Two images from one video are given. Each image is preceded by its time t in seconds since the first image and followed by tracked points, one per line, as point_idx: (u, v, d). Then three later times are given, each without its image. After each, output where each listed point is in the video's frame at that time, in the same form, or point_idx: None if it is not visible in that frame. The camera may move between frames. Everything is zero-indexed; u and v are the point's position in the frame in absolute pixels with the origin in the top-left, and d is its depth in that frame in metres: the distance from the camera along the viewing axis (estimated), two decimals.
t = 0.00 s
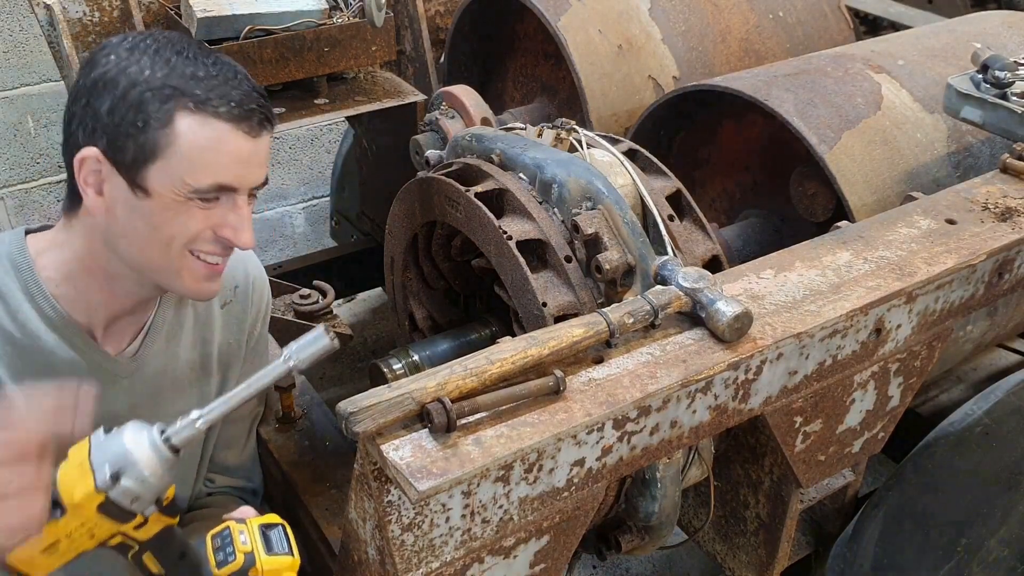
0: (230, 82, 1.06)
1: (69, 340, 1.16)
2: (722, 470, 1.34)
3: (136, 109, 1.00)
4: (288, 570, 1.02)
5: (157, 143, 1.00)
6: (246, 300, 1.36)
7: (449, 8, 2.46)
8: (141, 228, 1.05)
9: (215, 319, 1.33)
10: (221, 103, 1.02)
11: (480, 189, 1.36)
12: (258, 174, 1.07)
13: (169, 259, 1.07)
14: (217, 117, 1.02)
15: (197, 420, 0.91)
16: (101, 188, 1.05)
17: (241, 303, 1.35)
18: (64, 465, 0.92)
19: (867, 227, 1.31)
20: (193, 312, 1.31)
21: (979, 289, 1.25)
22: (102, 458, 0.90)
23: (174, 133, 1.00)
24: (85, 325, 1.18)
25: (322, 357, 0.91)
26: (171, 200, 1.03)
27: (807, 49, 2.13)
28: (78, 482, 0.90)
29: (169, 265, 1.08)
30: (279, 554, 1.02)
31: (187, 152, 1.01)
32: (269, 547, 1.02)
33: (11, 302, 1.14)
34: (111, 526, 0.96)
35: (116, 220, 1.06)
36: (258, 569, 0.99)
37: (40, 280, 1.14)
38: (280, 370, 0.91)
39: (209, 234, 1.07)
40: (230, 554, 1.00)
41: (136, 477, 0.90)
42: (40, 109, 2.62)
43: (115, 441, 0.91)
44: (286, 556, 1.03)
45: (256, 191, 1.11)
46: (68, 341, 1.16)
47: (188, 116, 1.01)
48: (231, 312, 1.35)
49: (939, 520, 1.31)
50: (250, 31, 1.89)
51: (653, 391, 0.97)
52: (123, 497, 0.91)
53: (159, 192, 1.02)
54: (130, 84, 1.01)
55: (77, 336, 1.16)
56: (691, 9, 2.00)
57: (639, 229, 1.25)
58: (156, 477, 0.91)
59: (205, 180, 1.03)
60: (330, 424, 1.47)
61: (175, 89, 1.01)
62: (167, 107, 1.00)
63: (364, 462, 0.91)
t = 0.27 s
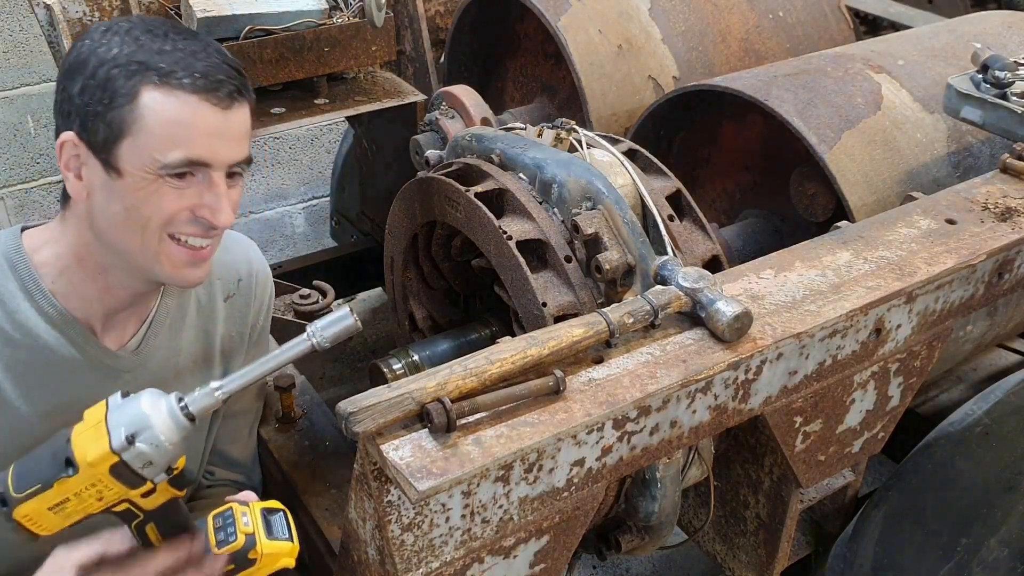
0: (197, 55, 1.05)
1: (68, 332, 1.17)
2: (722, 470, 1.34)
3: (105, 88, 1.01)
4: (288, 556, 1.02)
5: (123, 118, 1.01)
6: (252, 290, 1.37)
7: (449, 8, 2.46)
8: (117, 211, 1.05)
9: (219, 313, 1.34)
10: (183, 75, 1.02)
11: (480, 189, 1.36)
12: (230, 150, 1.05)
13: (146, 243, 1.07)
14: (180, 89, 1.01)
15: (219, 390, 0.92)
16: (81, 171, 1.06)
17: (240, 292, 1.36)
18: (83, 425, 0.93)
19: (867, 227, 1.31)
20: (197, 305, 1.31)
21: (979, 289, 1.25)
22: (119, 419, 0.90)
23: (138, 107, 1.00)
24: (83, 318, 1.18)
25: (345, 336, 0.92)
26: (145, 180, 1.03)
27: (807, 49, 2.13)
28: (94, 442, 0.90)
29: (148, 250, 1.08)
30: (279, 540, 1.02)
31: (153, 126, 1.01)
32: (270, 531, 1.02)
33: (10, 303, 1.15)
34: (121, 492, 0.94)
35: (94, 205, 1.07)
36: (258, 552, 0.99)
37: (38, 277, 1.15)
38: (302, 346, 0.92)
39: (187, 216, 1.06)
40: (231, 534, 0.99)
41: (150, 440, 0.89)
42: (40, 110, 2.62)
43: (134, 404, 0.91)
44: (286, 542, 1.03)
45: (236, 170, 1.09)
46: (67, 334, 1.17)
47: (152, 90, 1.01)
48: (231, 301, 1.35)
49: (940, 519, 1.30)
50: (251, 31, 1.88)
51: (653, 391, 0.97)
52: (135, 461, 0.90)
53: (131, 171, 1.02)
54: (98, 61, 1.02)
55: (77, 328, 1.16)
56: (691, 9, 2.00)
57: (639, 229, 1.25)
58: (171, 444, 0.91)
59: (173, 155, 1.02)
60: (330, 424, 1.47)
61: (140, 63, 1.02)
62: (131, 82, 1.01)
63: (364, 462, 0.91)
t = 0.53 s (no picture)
0: (151, 49, 1.04)
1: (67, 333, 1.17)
2: (722, 470, 1.34)
3: (64, 92, 1.02)
4: (275, 554, 1.09)
5: (81, 119, 1.01)
6: (261, 293, 1.37)
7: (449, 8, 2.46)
8: (93, 217, 1.05)
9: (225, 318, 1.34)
10: (136, 71, 1.01)
11: (480, 189, 1.36)
12: (193, 141, 1.04)
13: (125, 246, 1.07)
14: (132, 86, 1.00)
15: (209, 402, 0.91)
16: (57, 181, 1.08)
17: (247, 296, 1.35)
18: (67, 440, 0.92)
19: (867, 226, 1.31)
20: (201, 308, 1.31)
21: (979, 289, 1.25)
22: (106, 436, 0.89)
23: (93, 108, 1.00)
24: (82, 320, 1.18)
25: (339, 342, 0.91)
26: (110, 183, 1.02)
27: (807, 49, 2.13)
28: (82, 460, 0.89)
29: (128, 252, 1.07)
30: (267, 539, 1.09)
31: (111, 125, 1.00)
32: (258, 531, 1.09)
33: (10, 303, 1.16)
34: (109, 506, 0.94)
35: (74, 214, 1.07)
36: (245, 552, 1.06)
37: (39, 280, 1.15)
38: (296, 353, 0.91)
39: (162, 216, 1.05)
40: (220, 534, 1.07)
41: (140, 455, 0.88)
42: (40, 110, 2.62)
43: (121, 418, 0.89)
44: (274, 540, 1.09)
45: (207, 163, 1.07)
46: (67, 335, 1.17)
47: (106, 89, 1.00)
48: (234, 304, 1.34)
49: (940, 519, 1.31)
50: (251, 31, 1.89)
51: (653, 391, 0.97)
52: (125, 476, 0.89)
53: (96, 175, 1.02)
54: (56, 67, 1.03)
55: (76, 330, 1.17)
56: (691, 9, 2.00)
57: (639, 229, 1.25)
58: (160, 457, 0.90)
59: (132, 152, 1.01)
60: (330, 424, 1.47)
61: (94, 63, 1.02)
62: (86, 83, 1.01)
63: (364, 462, 0.91)
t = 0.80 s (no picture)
0: (92, 79, 0.97)
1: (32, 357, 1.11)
2: (722, 470, 1.34)
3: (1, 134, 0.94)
4: (231, 530, 1.05)
5: (30, 165, 0.94)
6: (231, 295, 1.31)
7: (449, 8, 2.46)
8: (53, 253, 0.99)
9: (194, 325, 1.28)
10: (78, 107, 0.94)
11: (480, 189, 1.36)
12: (148, 170, 0.99)
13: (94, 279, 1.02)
14: (79, 125, 0.94)
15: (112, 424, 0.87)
16: (4, 220, 1.00)
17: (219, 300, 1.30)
18: None
19: (867, 226, 1.31)
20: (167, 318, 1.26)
21: (979, 289, 1.26)
22: (21, 487, 0.82)
23: (41, 152, 0.94)
24: (46, 342, 1.12)
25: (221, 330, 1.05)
26: (66, 220, 0.97)
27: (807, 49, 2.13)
28: (6, 525, 0.83)
29: (97, 284, 1.02)
30: (215, 517, 1.04)
31: (61, 167, 0.94)
32: (203, 513, 1.03)
33: None
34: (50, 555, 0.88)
35: (28, 250, 1.01)
36: (201, 540, 1.01)
37: None
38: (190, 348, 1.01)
39: (124, 245, 1.00)
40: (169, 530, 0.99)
41: (64, 500, 0.83)
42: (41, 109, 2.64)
43: (32, 463, 0.83)
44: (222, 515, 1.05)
45: (164, 184, 1.02)
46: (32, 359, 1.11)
47: (51, 130, 0.94)
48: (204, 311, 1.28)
49: (940, 519, 1.31)
50: (251, 31, 1.89)
51: (653, 391, 0.97)
52: (56, 525, 0.83)
53: (52, 216, 0.96)
54: None
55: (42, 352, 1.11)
56: (691, 9, 2.00)
57: (639, 229, 1.25)
58: (87, 494, 0.84)
59: (89, 191, 0.96)
60: (331, 424, 1.47)
61: (32, 102, 0.94)
62: (23, 123, 0.93)
63: (364, 462, 0.91)
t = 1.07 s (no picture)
0: (90, 121, 0.92)
1: None
2: (722, 470, 1.34)
3: (1, 193, 0.87)
4: None
5: (45, 222, 0.89)
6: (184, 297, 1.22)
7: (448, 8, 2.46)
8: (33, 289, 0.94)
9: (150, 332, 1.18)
10: (94, 160, 0.90)
11: (480, 189, 1.36)
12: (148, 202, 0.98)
13: (84, 315, 0.98)
14: (89, 174, 0.90)
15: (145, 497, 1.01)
16: None
17: (188, 312, 1.22)
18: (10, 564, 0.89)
19: (867, 227, 1.31)
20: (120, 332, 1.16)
21: (979, 289, 1.26)
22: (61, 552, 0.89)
23: (58, 207, 0.89)
24: None
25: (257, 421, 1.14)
26: (75, 271, 0.93)
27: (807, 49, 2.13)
28: None
29: (85, 318, 0.99)
30: None
31: (77, 219, 0.91)
32: None
33: None
34: None
35: None
36: None
37: None
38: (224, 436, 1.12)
39: (123, 278, 0.98)
40: None
41: (95, 566, 0.91)
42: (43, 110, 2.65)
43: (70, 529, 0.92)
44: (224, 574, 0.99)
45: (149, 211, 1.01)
46: None
47: (64, 184, 0.89)
48: (173, 326, 1.21)
49: (940, 519, 1.31)
50: (251, 31, 1.89)
51: (653, 391, 0.97)
52: None
53: (57, 265, 0.92)
54: None
55: None
56: (691, 9, 2.00)
57: (639, 229, 1.25)
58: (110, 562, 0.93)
59: (103, 238, 0.93)
60: (331, 424, 1.47)
61: (44, 157, 0.87)
62: (34, 184, 0.87)
63: (365, 462, 0.91)
